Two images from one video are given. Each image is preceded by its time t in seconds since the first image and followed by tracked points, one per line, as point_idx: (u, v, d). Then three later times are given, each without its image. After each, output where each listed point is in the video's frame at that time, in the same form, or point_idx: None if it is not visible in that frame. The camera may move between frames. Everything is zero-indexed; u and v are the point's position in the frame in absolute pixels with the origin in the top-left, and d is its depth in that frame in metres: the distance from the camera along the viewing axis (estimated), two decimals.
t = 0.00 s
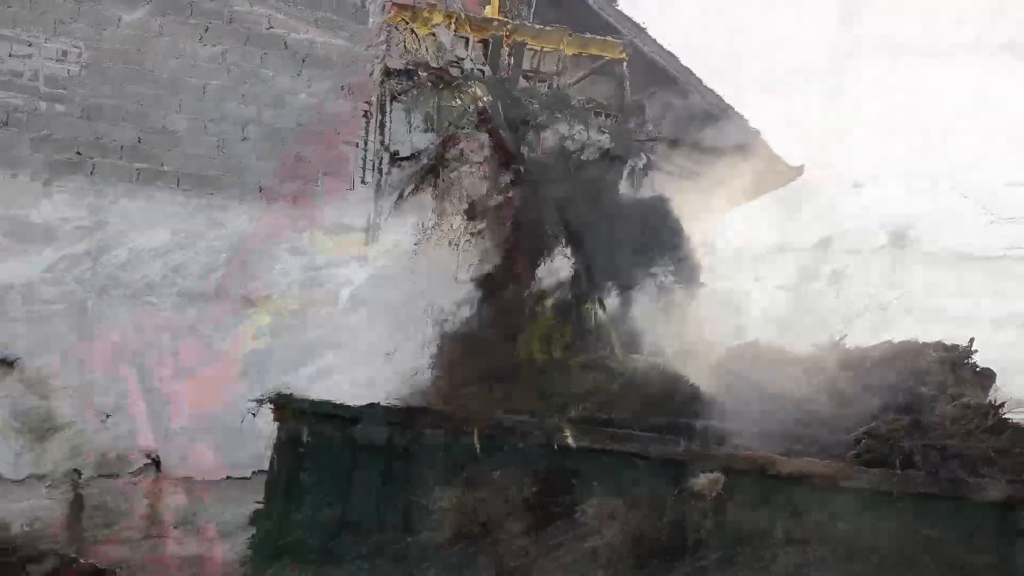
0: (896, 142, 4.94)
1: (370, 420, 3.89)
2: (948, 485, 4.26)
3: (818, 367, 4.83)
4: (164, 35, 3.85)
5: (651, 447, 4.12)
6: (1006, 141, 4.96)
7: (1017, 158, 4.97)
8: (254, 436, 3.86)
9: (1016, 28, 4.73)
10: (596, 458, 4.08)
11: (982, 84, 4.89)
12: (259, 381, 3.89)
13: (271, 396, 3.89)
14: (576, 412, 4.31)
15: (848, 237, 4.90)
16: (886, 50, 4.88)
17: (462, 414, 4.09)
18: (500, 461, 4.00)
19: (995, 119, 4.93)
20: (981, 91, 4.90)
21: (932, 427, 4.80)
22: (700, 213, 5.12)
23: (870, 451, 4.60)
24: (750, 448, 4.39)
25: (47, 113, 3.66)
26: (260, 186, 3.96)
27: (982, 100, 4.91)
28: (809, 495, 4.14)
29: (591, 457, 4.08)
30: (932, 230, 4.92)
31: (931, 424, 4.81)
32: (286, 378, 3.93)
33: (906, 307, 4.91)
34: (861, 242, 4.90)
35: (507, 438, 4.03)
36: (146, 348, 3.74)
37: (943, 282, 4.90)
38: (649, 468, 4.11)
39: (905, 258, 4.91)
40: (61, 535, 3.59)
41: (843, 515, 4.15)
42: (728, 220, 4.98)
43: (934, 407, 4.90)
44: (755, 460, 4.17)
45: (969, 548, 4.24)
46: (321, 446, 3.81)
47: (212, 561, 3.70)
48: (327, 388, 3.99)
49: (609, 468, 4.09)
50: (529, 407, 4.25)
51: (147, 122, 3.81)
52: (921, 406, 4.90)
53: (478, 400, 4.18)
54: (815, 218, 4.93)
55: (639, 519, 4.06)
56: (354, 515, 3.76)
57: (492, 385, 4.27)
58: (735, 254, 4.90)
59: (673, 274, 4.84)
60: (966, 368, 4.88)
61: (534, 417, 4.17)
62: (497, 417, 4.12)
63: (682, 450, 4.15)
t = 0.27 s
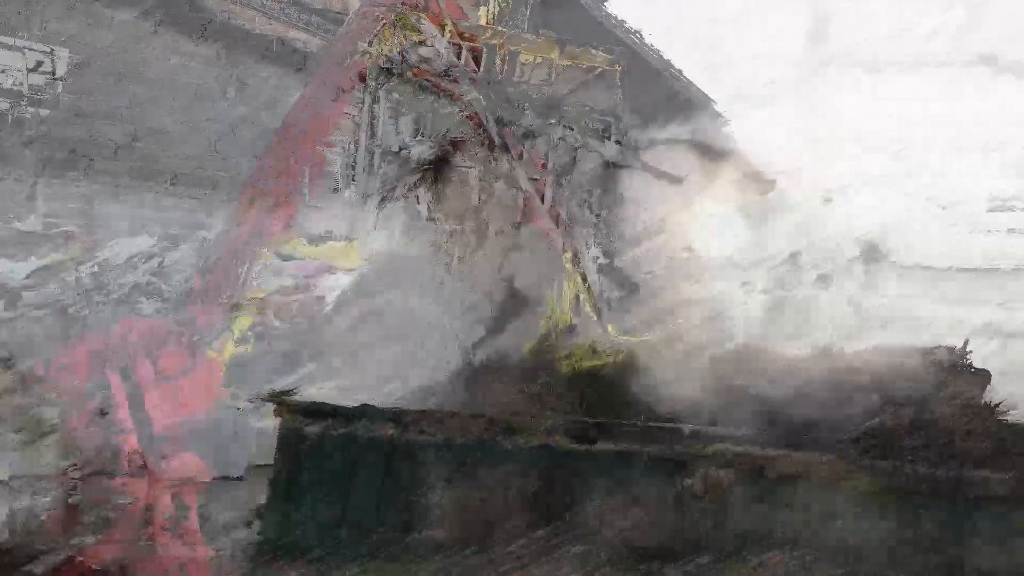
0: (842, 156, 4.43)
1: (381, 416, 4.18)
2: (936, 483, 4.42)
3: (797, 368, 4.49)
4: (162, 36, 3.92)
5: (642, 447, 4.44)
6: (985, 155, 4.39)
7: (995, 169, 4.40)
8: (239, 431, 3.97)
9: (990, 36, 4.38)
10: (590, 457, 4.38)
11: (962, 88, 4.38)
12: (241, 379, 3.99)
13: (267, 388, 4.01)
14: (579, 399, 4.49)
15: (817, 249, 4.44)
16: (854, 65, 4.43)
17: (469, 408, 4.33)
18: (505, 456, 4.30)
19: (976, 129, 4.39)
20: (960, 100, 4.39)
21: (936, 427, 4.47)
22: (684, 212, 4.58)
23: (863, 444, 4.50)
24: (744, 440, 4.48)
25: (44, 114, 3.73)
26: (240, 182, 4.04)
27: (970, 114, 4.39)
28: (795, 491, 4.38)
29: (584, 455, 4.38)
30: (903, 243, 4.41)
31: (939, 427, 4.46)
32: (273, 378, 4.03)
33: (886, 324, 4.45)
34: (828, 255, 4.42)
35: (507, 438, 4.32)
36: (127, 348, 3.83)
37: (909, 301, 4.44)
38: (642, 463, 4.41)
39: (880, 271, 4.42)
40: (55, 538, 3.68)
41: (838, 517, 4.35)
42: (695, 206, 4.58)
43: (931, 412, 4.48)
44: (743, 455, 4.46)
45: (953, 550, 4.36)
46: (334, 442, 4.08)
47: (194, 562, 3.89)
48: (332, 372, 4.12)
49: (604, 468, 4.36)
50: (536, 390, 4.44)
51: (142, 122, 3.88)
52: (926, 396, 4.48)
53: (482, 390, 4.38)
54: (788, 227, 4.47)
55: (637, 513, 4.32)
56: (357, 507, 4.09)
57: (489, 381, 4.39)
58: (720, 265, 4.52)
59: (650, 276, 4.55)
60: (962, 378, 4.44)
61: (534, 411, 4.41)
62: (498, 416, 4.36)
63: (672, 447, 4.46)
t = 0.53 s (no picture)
0: (818, 171, 4.54)
1: (383, 421, 4.50)
2: (923, 477, 4.89)
3: (788, 381, 4.74)
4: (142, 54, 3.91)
5: (643, 446, 4.78)
6: (955, 168, 4.51)
7: (967, 182, 4.52)
8: (247, 440, 4.32)
9: (959, 53, 4.42)
10: (592, 453, 4.75)
11: (931, 104, 4.46)
12: (234, 385, 4.24)
13: (265, 395, 4.31)
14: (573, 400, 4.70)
15: (791, 263, 4.61)
16: (827, 83, 4.45)
17: (468, 408, 4.60)
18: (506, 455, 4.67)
19: (946, 143, 4.49)
20: (928, 114, 4.47)
21: (940, 431, 4.88)
22: (669, 223, 4.59)
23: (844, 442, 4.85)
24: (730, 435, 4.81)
25: (33, 123, 3.78)
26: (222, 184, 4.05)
27: (939, 129, 4.48)
28: (784, 487, 4.84)
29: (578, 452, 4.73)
30: (877, 256, 4.60)
31: (944, 431, 4.88)
32: (263, 386, 4.29)
33: (858, 335, 4.69)
34: (800, 270, 4.62)
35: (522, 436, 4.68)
36: (104, 359, 4.00)
37: (881, 312, 4.66)
38: (640, 459, 4.78)
39: (851, 286, 4.63)
40: (44, 542, 4.06)
41: (828, 519, 4.83)
42: (674, 217, 4.59)
43: (935, 418, 4.86)
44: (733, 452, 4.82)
45: (947, 541, 4.86)
46: (341, 448, 4.48)
47: (174, 561, 4.28)
48: (328, 379, 4.39)
49: (606, 464, 4.75)
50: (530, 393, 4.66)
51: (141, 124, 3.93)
52: (927, 404, 4.83)
53: (480, 390, 4.59)
54: (760, 245, 4.60)
55: (642, 509, 4.75)
56: (376, 502, 4.53)
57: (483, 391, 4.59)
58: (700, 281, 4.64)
59: (637, 286, 4.61)
60: (946, 386, 4.79)
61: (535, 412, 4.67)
62: (513, 414, 4.65)
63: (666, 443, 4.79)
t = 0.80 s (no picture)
0: (796, 186, 4.67)
1: (390, 419, 4.56)
2: (923, 476, 4.56)
3: (771, 394, 4.66)
4: (195, 111, 4.95)
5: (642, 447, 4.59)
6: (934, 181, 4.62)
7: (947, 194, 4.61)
8: (246, 442, 4.42)
9: (939, 67, 4.60)
10: (594, 454, 4.57)
11: (915, 118, 4.62)
12: (227, 391, 4.46)
13: (263, 398, 4.52)
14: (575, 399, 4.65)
15: (767, 280, 4.71)
16: (806, 98, 4.66)
17: (469, 408, 4.61)
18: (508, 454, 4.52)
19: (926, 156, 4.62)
20: (906, 129, 4.63)
21: (942, 431, 4.63)
22: (654, 234, 4.77)
23: (849, 441, 4.64)
24: (735, 434, 4.65)
25: (27, 128, 4.40)
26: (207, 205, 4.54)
27: (920, 142, 4.63)
28: (782, 489, 4.53)
29: (581, 454, 4.57)
30: (853, 270, 4.67)
31: (953, 431, 4.63)
32: (256, 393, 4.52)
33: (830, 354, 4.68)
34: (777, 287, 4.70)
35: (526, 437, 4.59)
36: (101, 365, 4.20)
37: (861, 327, 4.67)
38: (642, 459, 4.58)
39: (824, 304, 4.68)
40: (46, 542, 4.08)
41: (830, 521, 4.42)
42: (657, 227, 4.76)
43: (937, 417, 4.64)
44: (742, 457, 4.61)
45: (946, 541, 4.41)
46: (344, 447, 4.47)
47: (167, 559, 4.15)
48: (323, 380, 4.60)
49: (606, 463, 4.54)
50: (529, 395, 4.64)
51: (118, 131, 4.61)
52: (926, 408, 4.64)
53: (484, 389, 4.63)
54: (735, 261, 4.72)
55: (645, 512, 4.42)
56: (381, 502, 4.40)
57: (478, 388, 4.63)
58: (680, 297, 4.74)
59: (625, 297, 4.72)
60: (943, 390, 4.64)
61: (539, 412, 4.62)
62: (522, 420, 4.61)
63: (671, 445, 4.61)
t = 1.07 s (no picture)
0: (777, 203, 4.91)
1: (396, 419, 4.09)
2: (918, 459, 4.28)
3: (769, 402, 4.86)
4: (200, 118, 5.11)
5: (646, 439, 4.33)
6: (916, 200, 4.75)
7: (928, 213, 4.73)
8: (247, 445, 4.01)
9: (920, 85, 4.73)
10: (601, 458, 3.77)
11: (900, 135, 4.76)
12: (225, 396, 4.59)
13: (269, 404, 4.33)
14: (582, 395, 4.53)
15: (752, 294, 4.96)
16: (788, 115, 4.88)
17: (475, 410, 4.19)
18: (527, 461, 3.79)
19: (904, 176, 4.76)
20: (890, 146, 4.77)
21: (954, 431, 4.67)
22: (645, 246, 5.09)
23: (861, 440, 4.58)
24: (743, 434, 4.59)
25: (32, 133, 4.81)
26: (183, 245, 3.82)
27: (899, 161, 4.77)
28: (790, 493, 3.66)
29: (585, 457, 3.77)
30: (838, 285, 4.86)
31: (958, 432, 4.67)
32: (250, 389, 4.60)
33: (824, 365, 4.84)
34: (763, 301, 4.94)
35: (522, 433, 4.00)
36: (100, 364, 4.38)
37: (847, 339, 4.83)
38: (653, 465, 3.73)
39: (812, 317, 4.88)
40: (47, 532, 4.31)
41: (832, 524, 3.64)
42: (649, 240, 5.09)
43: (948, 419, 4.70)
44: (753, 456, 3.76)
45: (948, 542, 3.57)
46: (354, 450, 3.91)
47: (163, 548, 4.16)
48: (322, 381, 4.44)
49: (614, 469, 3.76)
50: (536, 402, 4.33)
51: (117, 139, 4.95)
52: (930, 410, 4.72)
53: (489, 391, 4.43)
54: (719, 277, 5.00)
55: (650, 518, 3.73)
56: (357, 517, 3.91)
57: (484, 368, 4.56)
58: (670, 307, 5.04)
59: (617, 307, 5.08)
60: (948, 395, 4.69)
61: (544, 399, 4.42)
62: (513, 414, 4.12)
63: (673, 429, 4.47)
